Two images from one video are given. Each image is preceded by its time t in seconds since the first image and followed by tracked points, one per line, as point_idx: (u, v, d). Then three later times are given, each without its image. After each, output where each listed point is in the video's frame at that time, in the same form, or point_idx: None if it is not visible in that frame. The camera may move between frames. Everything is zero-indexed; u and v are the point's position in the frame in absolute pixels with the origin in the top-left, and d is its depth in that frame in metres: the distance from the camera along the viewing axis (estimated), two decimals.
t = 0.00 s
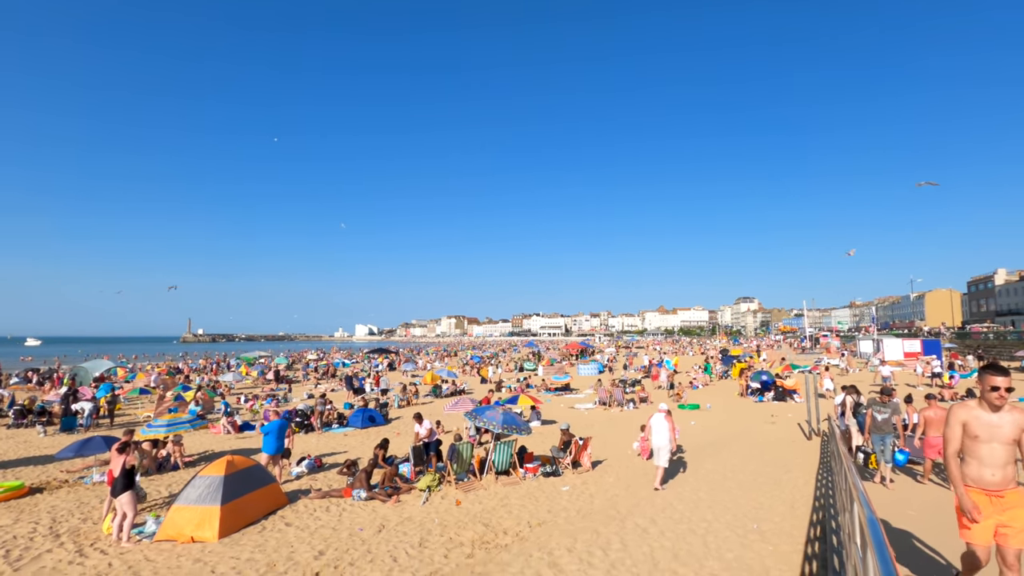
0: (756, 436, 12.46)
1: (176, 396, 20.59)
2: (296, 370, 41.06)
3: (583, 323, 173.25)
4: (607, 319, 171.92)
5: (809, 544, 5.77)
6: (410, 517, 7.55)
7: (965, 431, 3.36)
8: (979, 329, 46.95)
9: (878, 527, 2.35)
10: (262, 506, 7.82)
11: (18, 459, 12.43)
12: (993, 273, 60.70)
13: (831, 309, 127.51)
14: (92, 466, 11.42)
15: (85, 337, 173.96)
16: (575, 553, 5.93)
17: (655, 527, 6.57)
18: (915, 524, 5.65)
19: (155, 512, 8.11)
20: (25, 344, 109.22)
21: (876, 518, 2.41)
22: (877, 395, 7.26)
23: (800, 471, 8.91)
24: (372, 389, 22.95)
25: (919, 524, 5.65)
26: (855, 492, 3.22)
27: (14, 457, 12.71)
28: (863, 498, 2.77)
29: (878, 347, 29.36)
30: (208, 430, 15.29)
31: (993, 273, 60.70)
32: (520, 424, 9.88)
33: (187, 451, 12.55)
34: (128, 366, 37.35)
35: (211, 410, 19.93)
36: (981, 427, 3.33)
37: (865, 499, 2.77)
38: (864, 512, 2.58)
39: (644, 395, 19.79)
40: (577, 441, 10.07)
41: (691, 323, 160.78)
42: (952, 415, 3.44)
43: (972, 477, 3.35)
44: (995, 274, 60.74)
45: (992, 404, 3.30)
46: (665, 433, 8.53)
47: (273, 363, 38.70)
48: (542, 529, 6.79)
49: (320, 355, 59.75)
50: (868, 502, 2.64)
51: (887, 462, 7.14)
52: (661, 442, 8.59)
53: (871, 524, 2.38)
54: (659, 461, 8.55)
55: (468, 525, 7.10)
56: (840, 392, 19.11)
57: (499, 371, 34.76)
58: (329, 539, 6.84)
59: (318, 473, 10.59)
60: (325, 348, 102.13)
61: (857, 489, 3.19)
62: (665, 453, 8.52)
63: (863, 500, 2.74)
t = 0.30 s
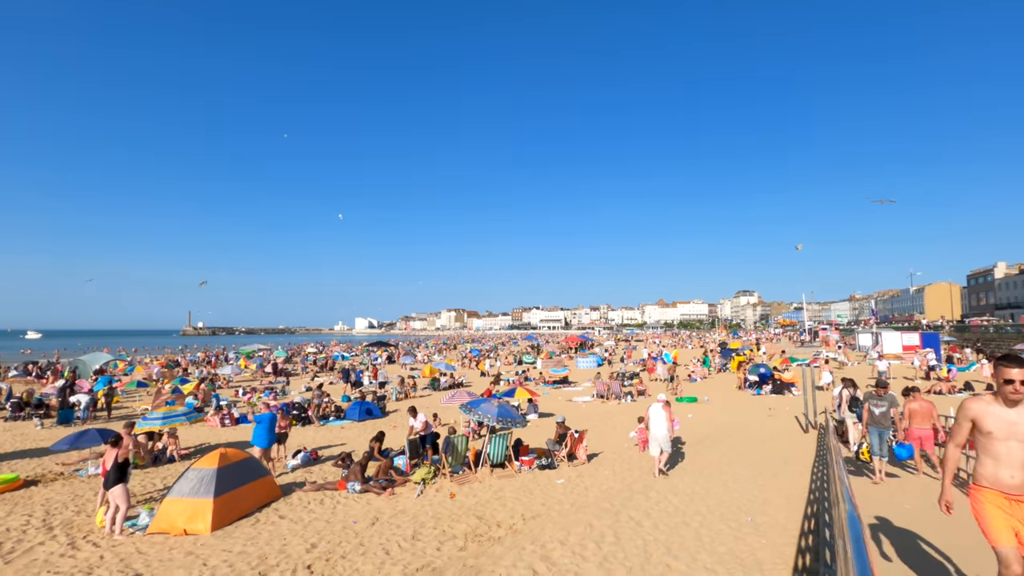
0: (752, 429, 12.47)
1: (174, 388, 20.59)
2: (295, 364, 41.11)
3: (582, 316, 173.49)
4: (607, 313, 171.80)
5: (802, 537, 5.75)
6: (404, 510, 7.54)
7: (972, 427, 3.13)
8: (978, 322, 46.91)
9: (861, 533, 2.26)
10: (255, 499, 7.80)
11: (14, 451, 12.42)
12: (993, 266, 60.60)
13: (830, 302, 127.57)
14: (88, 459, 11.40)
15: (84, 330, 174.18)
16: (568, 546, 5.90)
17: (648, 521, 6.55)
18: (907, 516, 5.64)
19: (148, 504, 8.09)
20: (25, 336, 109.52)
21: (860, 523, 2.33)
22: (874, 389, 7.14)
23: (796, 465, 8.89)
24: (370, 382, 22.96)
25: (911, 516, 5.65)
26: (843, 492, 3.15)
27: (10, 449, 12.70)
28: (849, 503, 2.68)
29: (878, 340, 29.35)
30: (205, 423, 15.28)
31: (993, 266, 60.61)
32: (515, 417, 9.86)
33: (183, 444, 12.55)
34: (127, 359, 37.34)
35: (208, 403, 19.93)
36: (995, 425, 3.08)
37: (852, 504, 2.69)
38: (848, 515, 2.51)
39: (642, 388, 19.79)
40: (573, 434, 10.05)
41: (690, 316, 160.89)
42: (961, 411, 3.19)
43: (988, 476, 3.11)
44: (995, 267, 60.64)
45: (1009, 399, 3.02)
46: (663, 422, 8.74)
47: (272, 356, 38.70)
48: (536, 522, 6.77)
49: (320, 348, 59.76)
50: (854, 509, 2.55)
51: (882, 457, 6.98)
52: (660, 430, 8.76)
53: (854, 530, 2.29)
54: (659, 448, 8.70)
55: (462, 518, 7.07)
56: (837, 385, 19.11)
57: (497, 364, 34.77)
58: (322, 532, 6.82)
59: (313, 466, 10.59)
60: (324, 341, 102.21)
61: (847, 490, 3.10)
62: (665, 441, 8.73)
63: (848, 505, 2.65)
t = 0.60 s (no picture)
0: (749, 425, 12.44)
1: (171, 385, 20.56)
2: (294, 360, 41.05)
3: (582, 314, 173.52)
4: (606, 310, 171.71)
5: (798, 534, 5.72)
6: (398, 507, 7.49)
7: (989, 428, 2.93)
8: (977, 319, 46.85)
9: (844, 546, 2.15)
10: (249, 495, 7.75)
11: (9, 447, 12.38)
12: (993, 263, 60.51)
13: (830, 300, 127.57)
14: (83, 455, 11.36)
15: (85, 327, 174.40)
16: (561, 543, 5.86)
17: (643, 517, 6.50)
18: (901, 512, 5.61)
19: (142, 501, 8.04)
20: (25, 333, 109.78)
21: (845, 533, 2.22)
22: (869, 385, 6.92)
23: (793, 461, 8.86)
24: (368, 378, 22.92)
25: (907, 512, 5.59)
26: (834, 494, 3.07)
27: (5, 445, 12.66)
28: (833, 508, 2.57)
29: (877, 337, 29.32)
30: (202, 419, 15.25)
31: (993, 263, 60.51)
32: (510, 413, 9.81)
33: (179, 440, 12.50)
34: (126, 356, 37.27)
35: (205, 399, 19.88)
36: (1014, 427, 2.89)
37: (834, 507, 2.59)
38: (833, 522, 2.40)
39: (640, 385, 19.77)
40: (569, 430, 9.99)
41: (690, 313, 160.88)
42: (976, 410, 3.02)
43: (1009, 483, 2.89)
44: (995, 264, 60.54)
45: None
46: (664, 419, 8.93)
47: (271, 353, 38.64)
48: (530, 518, 6.72)
49: (319, 345, 59.71)
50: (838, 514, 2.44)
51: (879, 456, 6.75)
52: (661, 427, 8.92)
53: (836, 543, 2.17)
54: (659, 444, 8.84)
55: (455, 514, 7.03)
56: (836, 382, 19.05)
57: (496, 361, 34.74)
58: (315, 528, 6.77)
59: (309, 462, 10.55)
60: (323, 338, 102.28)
61: (836, 493, 2.99)
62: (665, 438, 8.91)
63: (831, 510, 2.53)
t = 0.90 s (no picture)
0: (753, 420, 12.36)
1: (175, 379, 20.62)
2: (299, 354, 41.21)
3: (587, 308, 173.28)
4: (611, 305, 171.45)
5: (801, 529, 5.63)
6: (398, 501, 7.46)
7: (1022, 421, 2.59)
8: (985, 314, 46.44)
9: (838, 572, 1.89)
10: (248, 489, 7.74)
11: (13, 440, 12.44)
12: (1002, 257, 59.92)
13: (836, 294, 126.82)
14: (87, 449, 11.40)
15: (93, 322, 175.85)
16: (560, 538, 5.80)
17: (644, 512, 6.44)
18: (907, 507, 5.51)
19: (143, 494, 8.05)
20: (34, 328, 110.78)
21: (838, 546, 2.03)
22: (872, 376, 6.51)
23: (797, 456, 8.78)
24: (371, 373, 22.94)
25: (913, 508, 5.49)
26: (833, 492, 2.94)
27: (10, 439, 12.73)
28: (831, 521, 2.30)
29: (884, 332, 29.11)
30: (205, 413, 15.30)
31: (1002, 257, 59.92)
32: (511, 407, 9.76)
33: (182, 434, 12.53)
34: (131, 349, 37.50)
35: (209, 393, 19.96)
36: None
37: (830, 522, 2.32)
38: (827, 529, 2.22)
39: (644, 379, 19.69)
40: (571, 424, 9.94)
41: (695, 308, 160.37)
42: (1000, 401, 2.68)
43: None
44: (1004, 258, 59.94)
45: None
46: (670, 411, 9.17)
47: (276, 348, 38.74)
48: (530, 513, 6.67)
49: (324, 340, 59.86)
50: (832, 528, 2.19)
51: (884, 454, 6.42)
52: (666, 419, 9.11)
53: (830, 568, 1.91)
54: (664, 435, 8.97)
55: (455, 508, 6.99)
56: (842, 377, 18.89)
57: (499, 355, 34.72)
58: (314, 522, 6.74)
59: (310, 456, 10.55)
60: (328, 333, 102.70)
61: (833, 490, 2.90)
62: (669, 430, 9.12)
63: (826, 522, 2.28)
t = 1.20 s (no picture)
0: (757, 419, 12.24)
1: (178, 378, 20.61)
2: (302, 353, 41.23)
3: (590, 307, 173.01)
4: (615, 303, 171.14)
5: (803, 530, 5.53)
6: (396, 500, 7.39)
7: None
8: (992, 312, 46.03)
9: None
10: (245, 488, 7.69)
11: (14, 440, 12.43)
12: (1008, 254, 59.46)
13: (841, 292, 126.20)
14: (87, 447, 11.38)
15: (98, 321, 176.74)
16: (559, 539, 5.71)
17: (644, 513, 6.34)
18: (912, 508, 5.40)
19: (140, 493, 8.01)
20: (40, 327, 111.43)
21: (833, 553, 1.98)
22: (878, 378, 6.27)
23: (800, 456, 8.67)
24: (373, 371, 22.90)
25: (917, 508, 5.37)
26: (832, 493, 2.87)
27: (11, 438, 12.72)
28: (825, 542, 2.11)
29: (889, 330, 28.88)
30: (206, 412, 15.29)
31: (1008, 254, 59.46)
32: (510, 407, 9.68)
33: (182, 434, 12.50)
34: (136, 348, 37.60)
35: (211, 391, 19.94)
36: None
37: (824, 542, 2.14)
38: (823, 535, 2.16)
39: (647, 378, 19.57)
40: (571, 423, 9.86)
41: (699, 306, 159.89)
42: None
43: None
44: (1011, 255, 59.47)
45: None
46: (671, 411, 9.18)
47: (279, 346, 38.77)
48: (528, 513, 6.59)
49: (327, 339, 59.92)
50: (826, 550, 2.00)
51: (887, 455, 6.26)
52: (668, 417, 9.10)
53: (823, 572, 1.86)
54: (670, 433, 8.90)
55: (453, 508, 6.91)
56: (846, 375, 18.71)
57: (502, 354, 34.67)
58: (310, 522, 6.68)
59: (310, 455, 10.50)
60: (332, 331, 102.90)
61: (832, 491, 2.83)
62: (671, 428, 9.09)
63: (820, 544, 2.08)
